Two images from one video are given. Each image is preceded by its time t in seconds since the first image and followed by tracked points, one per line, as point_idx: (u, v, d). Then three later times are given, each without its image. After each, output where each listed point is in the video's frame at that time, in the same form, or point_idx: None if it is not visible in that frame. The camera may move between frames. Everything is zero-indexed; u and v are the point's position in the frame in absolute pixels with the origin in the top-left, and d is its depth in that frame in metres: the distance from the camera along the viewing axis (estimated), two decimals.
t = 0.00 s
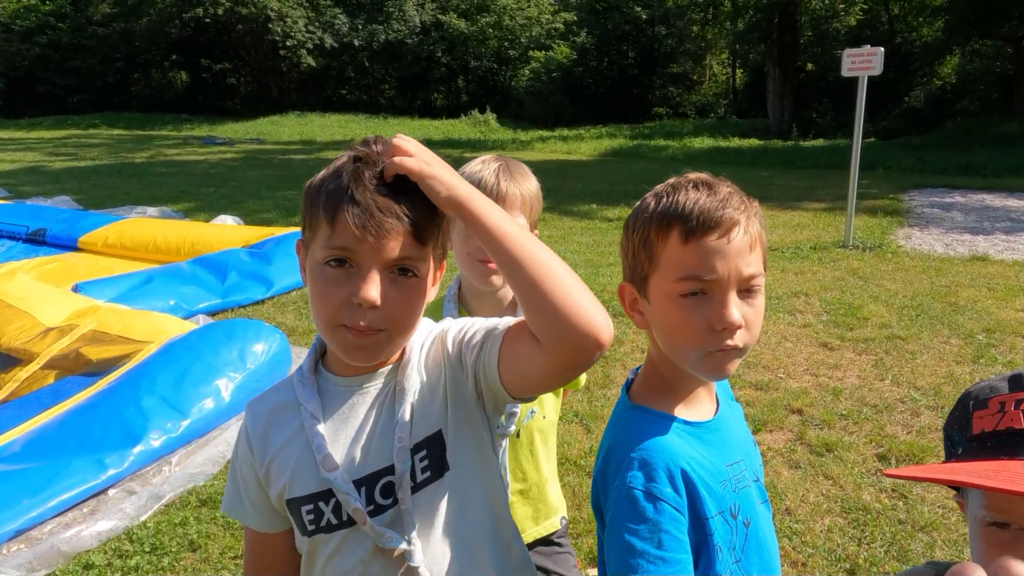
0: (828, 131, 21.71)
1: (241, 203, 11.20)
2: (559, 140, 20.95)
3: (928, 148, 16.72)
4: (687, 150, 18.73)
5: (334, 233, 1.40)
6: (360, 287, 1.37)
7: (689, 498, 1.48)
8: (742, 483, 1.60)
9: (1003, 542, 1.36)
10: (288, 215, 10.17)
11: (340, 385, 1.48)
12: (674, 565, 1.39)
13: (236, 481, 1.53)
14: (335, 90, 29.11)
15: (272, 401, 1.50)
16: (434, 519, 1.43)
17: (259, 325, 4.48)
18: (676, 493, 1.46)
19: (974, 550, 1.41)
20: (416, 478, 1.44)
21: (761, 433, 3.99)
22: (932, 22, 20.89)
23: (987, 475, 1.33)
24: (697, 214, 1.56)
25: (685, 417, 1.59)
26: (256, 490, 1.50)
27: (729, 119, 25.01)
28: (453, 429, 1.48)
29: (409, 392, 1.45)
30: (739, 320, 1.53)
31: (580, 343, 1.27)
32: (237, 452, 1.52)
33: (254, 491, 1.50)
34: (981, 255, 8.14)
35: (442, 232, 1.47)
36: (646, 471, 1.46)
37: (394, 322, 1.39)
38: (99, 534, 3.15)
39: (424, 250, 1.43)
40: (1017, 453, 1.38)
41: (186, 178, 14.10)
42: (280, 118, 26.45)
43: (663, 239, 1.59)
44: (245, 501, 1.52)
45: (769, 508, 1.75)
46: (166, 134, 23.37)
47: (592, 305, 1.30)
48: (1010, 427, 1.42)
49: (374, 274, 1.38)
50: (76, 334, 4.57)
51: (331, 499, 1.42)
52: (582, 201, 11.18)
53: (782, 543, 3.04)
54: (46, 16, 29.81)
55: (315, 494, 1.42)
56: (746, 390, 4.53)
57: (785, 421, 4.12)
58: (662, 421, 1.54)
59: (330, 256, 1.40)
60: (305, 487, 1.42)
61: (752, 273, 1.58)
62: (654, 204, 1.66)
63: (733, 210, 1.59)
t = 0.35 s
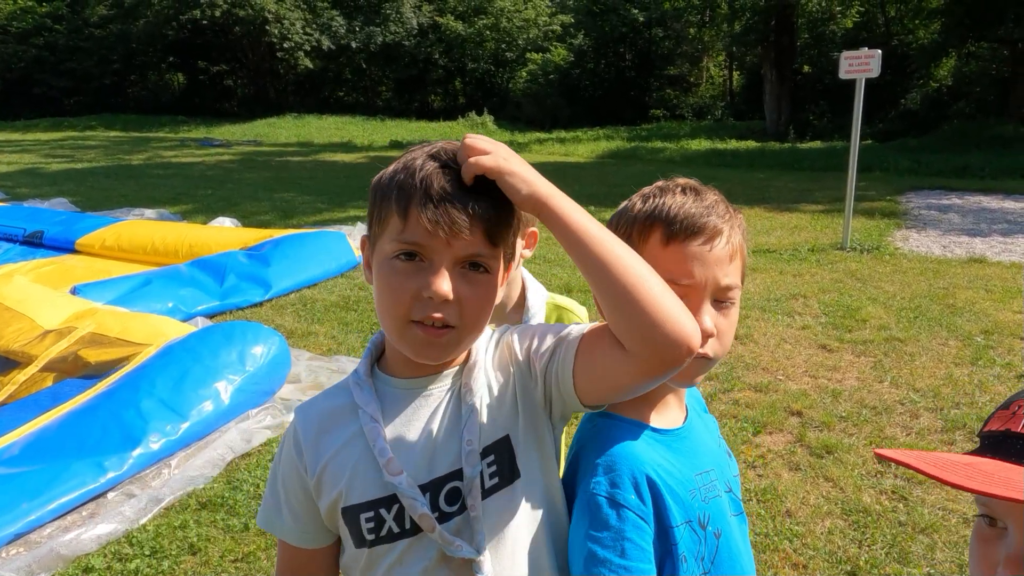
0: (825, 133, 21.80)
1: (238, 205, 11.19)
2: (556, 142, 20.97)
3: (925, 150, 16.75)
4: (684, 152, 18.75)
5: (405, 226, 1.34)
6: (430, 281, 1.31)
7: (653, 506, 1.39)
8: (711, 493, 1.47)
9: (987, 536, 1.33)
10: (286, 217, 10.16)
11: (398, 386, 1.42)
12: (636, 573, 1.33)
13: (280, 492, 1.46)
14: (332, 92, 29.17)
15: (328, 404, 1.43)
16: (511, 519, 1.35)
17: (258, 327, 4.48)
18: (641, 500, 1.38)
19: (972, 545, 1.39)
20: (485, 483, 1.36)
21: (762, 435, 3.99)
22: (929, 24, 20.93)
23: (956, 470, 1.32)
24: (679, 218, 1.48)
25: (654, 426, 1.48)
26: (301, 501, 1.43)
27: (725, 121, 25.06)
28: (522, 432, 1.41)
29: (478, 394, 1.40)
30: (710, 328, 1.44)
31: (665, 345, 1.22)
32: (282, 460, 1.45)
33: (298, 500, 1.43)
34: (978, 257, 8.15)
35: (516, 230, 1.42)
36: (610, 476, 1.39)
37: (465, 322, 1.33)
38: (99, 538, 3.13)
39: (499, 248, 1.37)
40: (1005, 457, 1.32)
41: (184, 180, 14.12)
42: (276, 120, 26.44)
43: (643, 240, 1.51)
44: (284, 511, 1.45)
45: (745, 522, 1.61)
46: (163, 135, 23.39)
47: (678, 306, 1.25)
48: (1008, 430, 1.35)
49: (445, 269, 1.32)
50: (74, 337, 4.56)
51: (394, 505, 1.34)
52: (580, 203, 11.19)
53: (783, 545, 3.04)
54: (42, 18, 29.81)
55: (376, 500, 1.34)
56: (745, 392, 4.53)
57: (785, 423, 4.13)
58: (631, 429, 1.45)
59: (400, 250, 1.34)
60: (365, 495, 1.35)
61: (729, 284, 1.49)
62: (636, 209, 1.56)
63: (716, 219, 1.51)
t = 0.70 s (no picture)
0: (820, 134, 21.88)
1: (234, 208, 11.17)
2: (552, 144, 20.99)
3: (919, 151, 16.82)
4: (680, 154, 18.78)
5: (393, 223, 1.33)
6: (421, 277, 1.29)
7: (664, 522, 1.37)
8: (709, 501, 1.48)
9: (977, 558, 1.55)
10: (281, 220, 10.14)
11: (388, 391, 1.39)
12: None
13: (254, 498, 1.42)
14: (328, 94, 29.19)
15: (310, 406, 1.39)
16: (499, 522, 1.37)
17: (253, 330, 4.45)
18: (651, 518, 1.35)
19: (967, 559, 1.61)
20: (477, 492, 1.36)
21: (759, 438, 3.99)
22: (922, 27, 21.04)
23: (956, 506, 1.50)
24: (678, 222, 1.46)
25: (650, 435, 1.46)
26: (278, 507, 1.39)
27: (720, 123, 25.15)
28: (513, 439, 1.42)
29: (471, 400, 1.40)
30: (709, 334, 1.41)
31: (651, 304, 1.25)
32: (256, 465, 1.41)
33: (275, 507, 1.39)
34: (973, 258, 8.18)
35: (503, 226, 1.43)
36: (621, 494, 1.35)
37: (455, 319, 1.31)
38: (93, 543, 3.11)
39: (488, 242, 1.37)
40: (997, 488, 1.49)
41: (179, 182, 14.09)
42: (272, 122, 26.43)
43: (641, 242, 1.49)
44: (259, 518, 1.41)
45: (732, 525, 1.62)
46: (158, 138, 23.35)
47: (671, 282, 1.28)
48: (1003, 456, 1.50)
49: (439, 263, 1.31)
50: (68, 340, 4.54)
51: (382, 514, 1.32)
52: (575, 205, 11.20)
53: (780, 548, 3.04)
54: (37, 21, 29.77)
55: (362, 509, 1.32)
56: (742, 394, 4.53)
57: (781, 425, 4.13)
58: (627, 440, 1.43)
59: (389, 247, 1.32)
60: (350, 503, 1.32)
61: (729, 291, 1.46)
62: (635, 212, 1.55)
63: (716, 223, 1.49)
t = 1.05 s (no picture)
0: (813, 136, 21.95)
1: (226, 207, 11.13)
2: (546, 145, 20.97)
3: (912, 154, 16.87)
4: (674, 156, 18.81)
5: (342, 220, 1.34)
6: (373, 273, 1.30)
7: (657, 533, 1.32)
8: (711, 511, 1.44)
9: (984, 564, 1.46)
10: (273, 219, 10.11)
11: (346, 390, 1.39)
12: None
13: (212, 488, 1.41)
14: (322, 94, 29.19)
15: (268, 400, 1.39)
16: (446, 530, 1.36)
17: (244, 330, 4.42)
18: (643, 531, 1.30)
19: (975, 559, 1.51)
20: (429, 496, 1.35)
21: (750, 439, 3.99)
22: (915, 30, 21.10)
23: (957, 505, 1.40)
24: (671, 224, 1.46)
25: (652, 446, 1.42)
26: (236, 500, 1.38)
27: (714, 124, 25.19)
28: (470, 444, 1.41)
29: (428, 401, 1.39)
30: (708, 342, 1.40)
31: (615, 329, 1.22)
32: (215, 457, 1.40)
33: (233, 500, 1.38)
34: (964, 260, 8.21)
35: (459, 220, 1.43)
36: (610, 508, 1.31)
37: (408, 317, 1.32)
38: (80, 545, 3.09)
39: (442, 235, 1.37)
40: (998, 486, 1.38)
41: (171, 181, 14.02)
42: (265, 122, 26.35)
43: (636, 251, 1.48)
44: (216, 511, 1.40)
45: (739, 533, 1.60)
46: (151, 137, 23.25)
47: (624, 286, 1.25)
48: (1006, 454, 1.39)
49: (388, 259, 1.32)
50: (57, 340, 4.51)
51: (333, 513, 1.31)
52: (569, 206, 11.20)
53: (771, 549, 3.03)
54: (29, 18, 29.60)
55: (314, 506, 1.31)
56: (733, 395, 4.54)
57: (773, 426, 4.12)
58: (626, 452, 1.38)
59: (340, 243, 1.34)
60: (301, 499, 1.31)
61: (729, 295, 1.46)
62: (633, 215, 1.54)
63: (712, 228, 1.48)
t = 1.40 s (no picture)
0: (804, 138, 22.05)
1: (217, 207, 11.12)
2: (538, 146, 21.03)
3: (903, 156, 16.98)
4: (666, 157, 18.87)
5: (317, 227, 1.36)
6: (344, 281, 1.33)
7: (618, 544, 1.32)
8: (680, 523, 1.44)
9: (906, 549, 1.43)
10: (264, 219, 10.11)
11: (318, 379, 1.42)
12: None
13: (192, 475, 1.43)
14: (315, 94, 29.19)
15: (244, 393, 1.42)
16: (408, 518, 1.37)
17: (231, 330, 4.42)
18: (604, 539, 1.31)
19: (896, 546, 1.49)
20: (395, 483, 1.38)
21: (733, 439, 4.02)
22: (906, 33, 21.22)
23: (886, 488, 1.38)
24: (643, 226, 1.45)
25: (625, 453, 1.43)
26: (213, 488, 1.41)
27: (707, 126, 25.28)
28: (438, 436, 1.43)
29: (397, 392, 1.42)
30: (679, 346, 1.40)
31: (588, 350, 1.22)
32: (193, 445, 1.43)
33: (211, 490, 1.41)
34: (951, 262, 8.27)
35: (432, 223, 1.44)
36: (574, 513, 1.32)
37: (379, 321, 1.35)
38: (63, 544, 3.10)
39: (413, 243, 1.39)
40: (926, 471, 1.37)
41: (162, 181, 13.99)
42: (258, 121, 26.34)
43: (607, 253, 1.47)
44: (195, 495, 1.43)
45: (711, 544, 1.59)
46: (143, 136, 23.19)
47: (590, 302, 1.25)
48: (937, 444, 1.38)
49: (359, 268, 1.34)
50: (44, 339, 4.51)
51: (301, 497, 1.34)
52: (560, 207, 11.23)
53: (750, 548, 3.07)
54: (20, 16, 29.45)
55: (285, 491, 1.34)
56: (718, 396, 4.57)
57: (756, 427, 4.16)
58: (596, 459, 1.39)
59: (313, 249, 1.36)
60: (274, 484, 1.34)
61: (700, 296, 1.44)
62: (609, 217, 1.54)
63: (685, 229, 1.47)
